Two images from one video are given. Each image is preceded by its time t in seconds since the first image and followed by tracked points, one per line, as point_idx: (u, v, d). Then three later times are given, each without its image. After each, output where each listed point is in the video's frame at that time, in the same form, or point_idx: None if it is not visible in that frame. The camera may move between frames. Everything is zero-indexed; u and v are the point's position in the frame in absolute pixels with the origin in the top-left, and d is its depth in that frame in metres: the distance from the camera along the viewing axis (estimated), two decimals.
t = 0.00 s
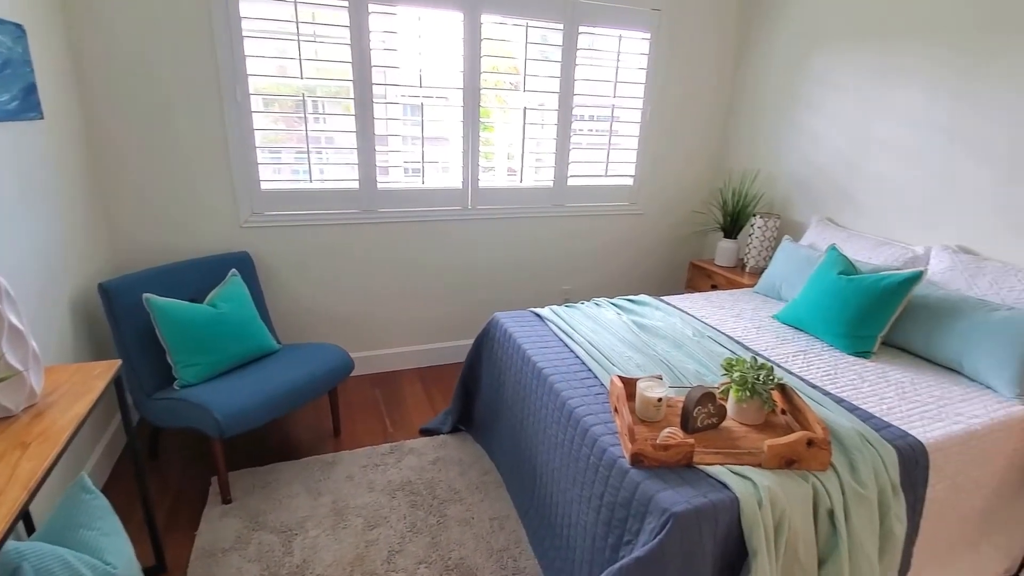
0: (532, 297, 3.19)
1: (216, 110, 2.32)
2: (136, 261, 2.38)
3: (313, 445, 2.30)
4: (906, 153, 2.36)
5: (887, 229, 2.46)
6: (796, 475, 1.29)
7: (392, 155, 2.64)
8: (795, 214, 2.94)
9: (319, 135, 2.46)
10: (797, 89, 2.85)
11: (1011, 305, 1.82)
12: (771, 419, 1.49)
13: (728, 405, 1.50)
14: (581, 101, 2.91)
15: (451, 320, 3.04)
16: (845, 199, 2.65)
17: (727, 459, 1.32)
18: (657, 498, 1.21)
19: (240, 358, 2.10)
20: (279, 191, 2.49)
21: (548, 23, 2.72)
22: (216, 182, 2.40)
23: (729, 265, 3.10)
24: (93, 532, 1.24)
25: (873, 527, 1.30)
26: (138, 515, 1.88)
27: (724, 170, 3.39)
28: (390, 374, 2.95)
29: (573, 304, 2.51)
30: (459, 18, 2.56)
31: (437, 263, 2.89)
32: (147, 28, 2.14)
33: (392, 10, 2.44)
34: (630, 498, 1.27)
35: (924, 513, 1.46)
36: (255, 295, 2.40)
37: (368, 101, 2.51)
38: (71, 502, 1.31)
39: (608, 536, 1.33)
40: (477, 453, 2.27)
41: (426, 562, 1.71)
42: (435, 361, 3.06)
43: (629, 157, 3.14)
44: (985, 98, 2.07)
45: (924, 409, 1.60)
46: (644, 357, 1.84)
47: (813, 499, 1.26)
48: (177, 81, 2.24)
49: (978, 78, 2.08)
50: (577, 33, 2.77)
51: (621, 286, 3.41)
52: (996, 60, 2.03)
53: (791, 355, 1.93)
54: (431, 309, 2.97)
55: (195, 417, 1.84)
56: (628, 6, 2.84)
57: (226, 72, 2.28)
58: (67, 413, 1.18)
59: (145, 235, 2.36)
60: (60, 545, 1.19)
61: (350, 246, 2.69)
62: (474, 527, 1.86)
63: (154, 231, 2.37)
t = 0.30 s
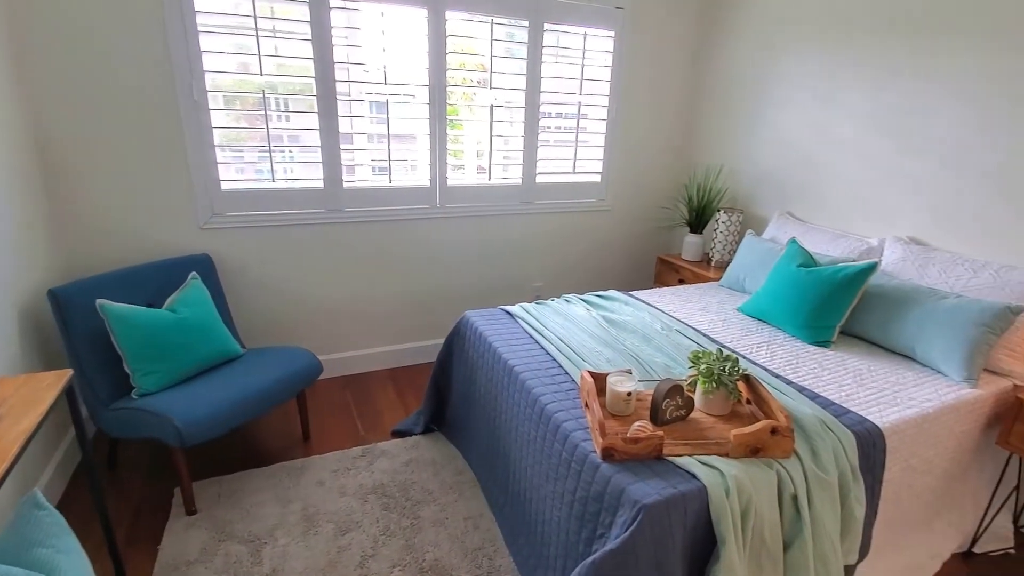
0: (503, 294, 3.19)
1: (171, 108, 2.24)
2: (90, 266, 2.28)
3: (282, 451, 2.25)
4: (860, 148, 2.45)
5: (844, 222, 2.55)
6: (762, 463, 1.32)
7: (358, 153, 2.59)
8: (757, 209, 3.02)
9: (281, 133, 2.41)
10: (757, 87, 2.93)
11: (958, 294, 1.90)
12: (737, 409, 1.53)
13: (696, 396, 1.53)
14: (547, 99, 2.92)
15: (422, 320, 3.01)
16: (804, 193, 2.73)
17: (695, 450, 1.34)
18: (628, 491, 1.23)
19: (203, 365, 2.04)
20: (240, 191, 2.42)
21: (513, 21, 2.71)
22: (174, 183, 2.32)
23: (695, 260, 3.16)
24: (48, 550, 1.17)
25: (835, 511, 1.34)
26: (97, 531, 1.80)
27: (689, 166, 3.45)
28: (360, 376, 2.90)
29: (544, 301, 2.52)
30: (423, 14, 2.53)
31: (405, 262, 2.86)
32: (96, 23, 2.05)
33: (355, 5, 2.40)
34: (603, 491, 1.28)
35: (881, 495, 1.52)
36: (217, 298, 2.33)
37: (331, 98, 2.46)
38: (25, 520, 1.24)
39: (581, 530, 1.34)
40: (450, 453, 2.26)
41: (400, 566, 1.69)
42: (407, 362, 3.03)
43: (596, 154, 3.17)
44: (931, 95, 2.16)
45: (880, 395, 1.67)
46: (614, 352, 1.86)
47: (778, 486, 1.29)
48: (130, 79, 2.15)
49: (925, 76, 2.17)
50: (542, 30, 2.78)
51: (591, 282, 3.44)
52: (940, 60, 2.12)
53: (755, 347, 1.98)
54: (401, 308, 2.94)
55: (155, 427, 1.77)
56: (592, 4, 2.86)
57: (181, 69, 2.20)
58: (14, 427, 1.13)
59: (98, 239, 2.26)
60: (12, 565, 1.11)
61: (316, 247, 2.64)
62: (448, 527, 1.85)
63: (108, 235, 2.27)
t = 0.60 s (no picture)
0: (478, 291, 3.18)
1: (128, 102, 2.15)
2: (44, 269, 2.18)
3: (253, 454, 2.20)
4: (824, 142, 2.50)
5: (809, 214, 2.61)
6: (733, 453, 1.34)
7: (326, 148, 2.54)
8: (727, 202, 3.07)
9: (245, 129, 2.34)
10: (725, 82, 2.97)
11: (918, 283, 1.97)
12: (709, 400, 1.55)
13: (669, 388, 1.55)
14: (519, 94, 2.91)
15: (396, 318, 2.98)
16: (771, 187, 2.78)
17: (668, 441, 1.36)
18: (603, 484, 1.24)
19: (168, 368, 1.98)
20: (204, 189, 2.35)
21: (483, 15, 2.69)
22: (133, 181, 2.24)
23: (667, 253, 3.20)
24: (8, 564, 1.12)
25: (803, 497, 1.37)
26: (58, 544, 1.74)
27: (660, 161, 3.48)
28: (333, 376, 2.86)
29: (518, 297, 2.52)
30: (391, 7, 2.49)
31: (378, 259, 2.82)
32: (45, 13, 1.96)
33: None
34: (578, 486, 1.29)
35: (848, 480, 1.57)
36: (182, 299, 2.26)
37: (298, 93, 2.40)
38: None
39: (557, 525, 1.35)
40: (426, 451, 2.24)
41: (376, 567, 1.67)
42: (381, 360, 2.99)
43: (568, 148, 3.17)
44: (891, 90, 2.22)
45: (846, 383, 1.71)
46: (588, 346, 1.86)
47: (748, 475, 1.32)
48: (84, 73, 2.06)
49: (885, 71, 2.23)
50: (512, 24, 2.77)
51: (565, 277, 3.45)
52: (900, 56, 2.18)
53: (726, 338, 2.01)
54: (374, 307, 2.90)
55: (118, 434, 1.71)
56: None
57: (139, 63, 2.12)
58: None
59: (53, 241, 2.16)
60: None
61: (285, 245, 2.59)
62: (425, 527, 1.84)
63: (63, 236, 2.18)
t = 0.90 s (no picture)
0: (454, 288, 3.17)
1: (88, 97, 2.07)
2: None
3: (225, 459, 2.15)
4: (793, 140, 2.56)
5: (779, 211, 2.66)
6: (706, 446, 1.37)
7: (298, 144, 2.49)
8: (699, 199, 3.11)
9: (212, 125, 2.29)
10: (697, 80, 3.00)
11: (883, 277, 2.03)
12: (683, 394, 1.57)
13: (644, 384, 1.56)
14: (494, 90, 2.90)
15: (371, 317, 2.94)
16: (742, 183, 2.83)
17: (643, 436, 1.37)
18: (579, 480, 1.24)
19: (133, 372, 1.92)
20: (171, 186, 2.29)
21: (456, 10, 2.67)
22: (95, 179, 2.16)
23: (642, 250, 3.23)
24: None
25: (775, 488, 1.40)
26: (18, 556, 1.67)
27: (634, 157, 3.51)
28: (307, 376, 2.81)
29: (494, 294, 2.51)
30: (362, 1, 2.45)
31: (352, 257, 2.79)
32: None
33: None
34: (554, 482, 1.29)
35: (817, 470, 1.61)
36: (147, 300, 2.20)
37: (267, 88, 2.35)
38: None
39: (534, 522, 1.35)
40: (403, 451, 2.22)
41: (353, 570, 1.65)
42: (356, 360, 2.96)
43: (544, 145, 3.18)
44: (857, 89, 2.28)
45: (814, 375, 1.75)
46: (565, 343, 1.87)
47: (721, 467, 1.34)
48: (39, 66, 1.97)
49: (851, 71, 2.29)
50: (486, 20, 2.75)
51: (542, 274, 3.46)
52: (865, 56, 2.24)
53: (700, 333, 2.04)
54: (349, 306, 2.86)
55: (81, 440, 1.65)
56: None
57: (99, 56, 2.04)
58: None
59: (8, 241, 2.07)
60: None
61: (256, 243, 2.53)
62: (403, 527, 1.83)
63: (19, 236, 2.09)
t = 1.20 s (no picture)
0: (431, 288, 3.15)
1: (48, 94, 2.00)
2: None
3: (196, 466, 2.10)
4: (763, 139, 2.61)
5: (751, 209, 2.71)
6: (682, 441, 1.38)
7: (268, 143, 2.44)
8: (673, 197, 3.15)
9: (178, 123, 2.23)
10: (670, 80, 3.04)
11: (850, 273, 2.08)
12: (659, 391, 1.59)
13: (621, 381, 1.58)
14: (469, 89, 2.89)
15: (346, 319, 2.91)
16: (715, 182, 2.88)
17: (620, 433, 1.38)
18: (557, 479, 1.25)
19: (99, 378, 1.86)
20: (137, 186, 2.22)
21: (430, 8, 2.65)
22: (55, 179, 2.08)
23: (619, 248, 3.25)
24: None
25: (748, 481, 1.43)
26: None
27: (609, 156, 3.54)
28: (281, 379, 2.76)
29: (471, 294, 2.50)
30: None
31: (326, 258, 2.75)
32: None
33: None
34: (532, 481, 1.29)
35: (789, 463, 1.64)
36: (113, 304, 2.13)
37: (236, 85, 2.30)
38: None
39: (513, 521, 1.35)
40: (380, 453, 2.20)
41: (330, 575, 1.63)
42: (332, 362, 2.92)
43: (520, 144, 3.18)
44: (825, 90, 2.34)
45: (786, 370, 1.79)
46: (542, 342, 1.87)
47: (697, 462, 1.36)
48: None
49: (819, 71, 2.34)
50: (460, 19, 2.74)
51: (519, 273, 3.47)
52: (831, 57, 2.29)
53: (675, 330, 2.07)
54: (323, 307, 2.82)
55: (43, 451, 1.60)
56: None
57: (59, 51, 1.97)
58: None
59: None
60: None
61: (227, 244, 2.48)
62: (381, 530, 1.81)
63: None
